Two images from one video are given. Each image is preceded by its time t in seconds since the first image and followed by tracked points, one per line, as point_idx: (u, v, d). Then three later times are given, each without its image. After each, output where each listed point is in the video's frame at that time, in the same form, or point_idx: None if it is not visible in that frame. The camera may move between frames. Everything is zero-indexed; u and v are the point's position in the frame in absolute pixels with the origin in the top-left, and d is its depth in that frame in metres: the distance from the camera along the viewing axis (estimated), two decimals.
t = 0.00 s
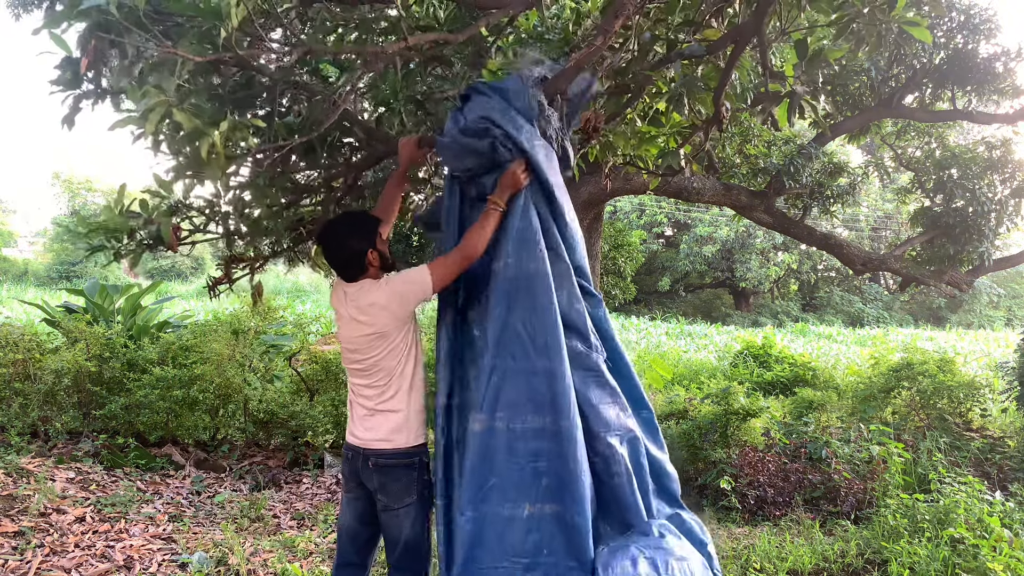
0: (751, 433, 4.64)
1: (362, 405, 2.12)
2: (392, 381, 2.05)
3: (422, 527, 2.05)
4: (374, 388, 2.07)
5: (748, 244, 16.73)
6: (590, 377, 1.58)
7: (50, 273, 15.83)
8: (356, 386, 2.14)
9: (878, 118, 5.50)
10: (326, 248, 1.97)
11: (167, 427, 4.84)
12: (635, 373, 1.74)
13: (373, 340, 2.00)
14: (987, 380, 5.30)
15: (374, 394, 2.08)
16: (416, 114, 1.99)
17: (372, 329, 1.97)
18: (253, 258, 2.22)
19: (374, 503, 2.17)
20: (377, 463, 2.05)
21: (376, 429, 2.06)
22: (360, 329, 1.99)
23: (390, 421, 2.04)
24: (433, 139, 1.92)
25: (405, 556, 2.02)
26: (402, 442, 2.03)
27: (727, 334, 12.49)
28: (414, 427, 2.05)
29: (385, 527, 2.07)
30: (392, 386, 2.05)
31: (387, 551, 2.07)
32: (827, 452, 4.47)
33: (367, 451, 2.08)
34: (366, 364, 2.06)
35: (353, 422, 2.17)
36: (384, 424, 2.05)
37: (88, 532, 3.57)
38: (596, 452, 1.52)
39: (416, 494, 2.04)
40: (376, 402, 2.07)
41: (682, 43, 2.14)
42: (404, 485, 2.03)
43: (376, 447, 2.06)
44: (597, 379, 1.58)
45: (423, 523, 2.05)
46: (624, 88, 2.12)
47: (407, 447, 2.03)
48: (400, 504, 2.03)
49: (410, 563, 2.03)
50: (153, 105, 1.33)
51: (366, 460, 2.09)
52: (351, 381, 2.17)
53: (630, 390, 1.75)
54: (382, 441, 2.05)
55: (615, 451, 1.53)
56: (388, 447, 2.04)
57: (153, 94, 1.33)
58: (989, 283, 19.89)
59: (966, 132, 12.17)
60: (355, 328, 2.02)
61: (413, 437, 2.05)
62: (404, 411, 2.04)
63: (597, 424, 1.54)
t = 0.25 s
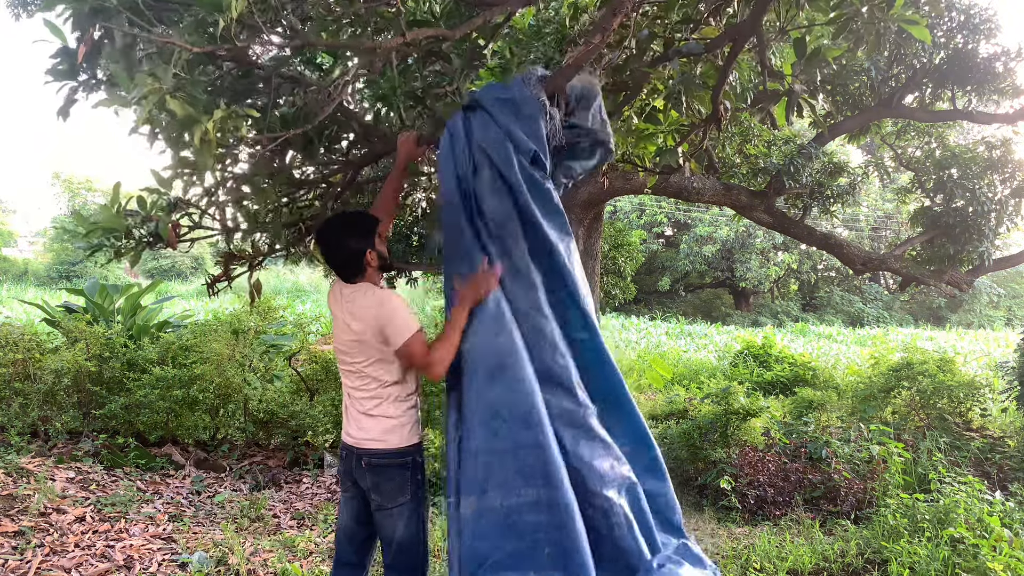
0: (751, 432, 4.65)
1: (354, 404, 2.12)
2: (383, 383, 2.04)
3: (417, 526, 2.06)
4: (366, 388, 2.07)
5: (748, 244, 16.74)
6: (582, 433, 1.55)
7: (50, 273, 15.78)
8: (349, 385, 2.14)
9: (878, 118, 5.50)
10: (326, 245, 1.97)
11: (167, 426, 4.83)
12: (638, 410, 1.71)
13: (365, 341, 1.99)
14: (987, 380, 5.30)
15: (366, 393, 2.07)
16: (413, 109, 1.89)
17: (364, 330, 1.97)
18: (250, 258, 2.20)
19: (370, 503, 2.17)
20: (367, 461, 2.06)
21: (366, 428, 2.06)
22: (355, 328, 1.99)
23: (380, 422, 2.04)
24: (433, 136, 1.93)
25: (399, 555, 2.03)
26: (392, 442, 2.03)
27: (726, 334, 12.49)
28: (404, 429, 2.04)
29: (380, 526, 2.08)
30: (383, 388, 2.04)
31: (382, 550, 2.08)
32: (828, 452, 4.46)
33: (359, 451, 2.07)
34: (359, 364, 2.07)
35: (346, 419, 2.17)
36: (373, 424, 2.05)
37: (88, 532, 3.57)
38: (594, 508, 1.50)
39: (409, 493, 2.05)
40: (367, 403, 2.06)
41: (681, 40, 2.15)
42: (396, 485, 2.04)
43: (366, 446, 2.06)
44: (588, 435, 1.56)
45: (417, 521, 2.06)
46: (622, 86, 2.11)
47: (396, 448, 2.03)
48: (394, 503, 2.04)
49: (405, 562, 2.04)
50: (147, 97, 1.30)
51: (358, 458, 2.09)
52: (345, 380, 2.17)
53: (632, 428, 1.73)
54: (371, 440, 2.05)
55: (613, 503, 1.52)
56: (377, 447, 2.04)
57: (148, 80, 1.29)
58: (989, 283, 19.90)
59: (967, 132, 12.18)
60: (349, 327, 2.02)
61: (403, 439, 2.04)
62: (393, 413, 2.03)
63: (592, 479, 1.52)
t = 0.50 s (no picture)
0: (751, 432, 4.65)
1: (346, 406, 2.09)
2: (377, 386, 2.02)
3: (413, 526, 2.06)
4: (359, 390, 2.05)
5: (748, 244, 16.74)
6: (558, 442, 1.63)
7: (50, 273, 15.75)
8: (341, 387, 2.11)
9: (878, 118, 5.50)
10: (329, 246, 1.96)
11: (167, 427, 4.83)
12: (629, 415, 1.75)
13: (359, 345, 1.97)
14: (987, 380, 5.30)
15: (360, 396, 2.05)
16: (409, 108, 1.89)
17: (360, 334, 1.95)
18: (248, 257, 2.19)
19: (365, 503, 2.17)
20: (363, 462, 2.03)
21: (360, 430, 2.04)
22: (351, 331, 1.97)
23: (375, 424, 2.01)
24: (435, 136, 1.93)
25: (395, 556, 2.04)
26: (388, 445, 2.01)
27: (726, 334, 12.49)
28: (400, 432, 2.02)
29: (375, 527, 2.08)
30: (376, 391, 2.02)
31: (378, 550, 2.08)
32: (828, 452, 4.45)
33: (353, 453, 2.06)
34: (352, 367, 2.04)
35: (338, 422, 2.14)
36: (368, 426, 2.02)
37: (88, 532, 3.57)
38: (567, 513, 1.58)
39: (403, 495, 2.05)
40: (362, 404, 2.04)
41: (681, 40, 2.15)
42: (391, 486, 2.03)
43: (362, 448, 2.03)
44: (565, 443, 1.63)
45: (413, 521, 2.07)
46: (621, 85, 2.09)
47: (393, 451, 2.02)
48: (390, 504, 2.04)
49: (401, 562, 2.04)
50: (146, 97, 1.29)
51: (353, 460, 2.06)
52: (337, 382, 2.14)
53: (624, 432, 1.77)
54: (367, 443, 2.02)
55: (585, 510, 1.58)
56: (373, 449, 2.02)
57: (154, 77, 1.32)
58: (989, 284, 19.89)
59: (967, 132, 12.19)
60: (345, 329, 2.00)
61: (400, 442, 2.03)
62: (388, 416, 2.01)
63: (566, 488, 1.59)
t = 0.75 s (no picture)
0: (751, 432, 4.65)
1: (342, 406, 2.09)
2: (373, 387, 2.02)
3: (411, 526, 2.06)
4: (355, 391, 2.04)
5: (748, 244, 16.74)
6: (556, 440, 1.69)
7: (50, 273, 15.73)
8: (337, 387, 2.11)
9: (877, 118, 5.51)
10: (329, 247, 1.94)
11: (167, 427, 4.83)
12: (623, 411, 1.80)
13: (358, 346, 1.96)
14: (987, 380, 5.30)
15: (356, 396, 2.04)
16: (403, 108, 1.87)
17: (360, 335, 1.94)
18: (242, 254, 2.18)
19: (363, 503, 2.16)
20: (359, 462, 2.04)
21: (357, 431, 2.04)
22: (349, 333, 1.96)
23: (372, 425, 2.02)
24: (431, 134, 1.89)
25: (395, 555, 2.04)
26: (383, 445, 2.02)
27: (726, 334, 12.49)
28: (396, 432, 2.03)
29: (373, 526, 2.07)
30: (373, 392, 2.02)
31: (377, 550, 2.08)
32: (828, 452, 4.45)
33: (350, 453, 2.06)
34: (349, 368, 2.03)
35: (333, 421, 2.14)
36: (364, 427, 2.03)
37: (88, 532, 3.57)
38: (565, 511, 1.66)
39: (401, 494, 2.04)
40: (358, 405, 2.04)
41: (678, 38, 2.13)
42: (388, 486, 2.03)
43: (358, 448, 2.04)
44: (563, 442, 1.69)
45: (411, 520, 2.06)
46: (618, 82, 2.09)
47: (389, 451, 2.02)
48: (388, 504, 2.04)
49: (400, 561, 2.04)
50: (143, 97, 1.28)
51: (350, 460, 2.07)
52: (332, 381, 2.13)
53: (618, 428, 1.82)
54: (363, 443, 2.03)
55: (582, 509, 1.66)
56: (369, 450, 2.02)
57: (155, 87, 1.34)
58: (990, 284, 19.88)
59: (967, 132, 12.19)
60: (343, 330, 1.99)
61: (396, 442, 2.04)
62: (385, 417, 2.02)
63: (563, 485, 1.66)
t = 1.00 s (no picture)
0: (751, 432, 4.65)
1: (341, 405, 2.09)
2: (374, 386, 2.02)
3: (411, 526, 2.06)
4: (355, 390, 2.04)
5: (748, 244, 16.74)
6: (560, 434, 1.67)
7: (50, 272, 15.71)
8: (336, 386, 2.10)
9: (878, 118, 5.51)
10: (326, 247, 1.94)
11: (167, 427, 4.83)
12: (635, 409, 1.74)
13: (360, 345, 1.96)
14: (987, 380, 5.30)
15: (355, 395, 2.04)
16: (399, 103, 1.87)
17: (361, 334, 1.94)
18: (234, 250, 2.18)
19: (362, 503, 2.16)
20: (358, 462, 2.04)
21: (356, 430, 2.04)
22: (350, 332, 1.96)
23: (372, 424, 2.02)
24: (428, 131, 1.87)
25: (395, 555, 2.03)
26: (383, 445, 2.03)
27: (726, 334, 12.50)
28: (396, 431, 2.04)
29: (373, 527, 2.07)
30: (374, 391, 2.02)
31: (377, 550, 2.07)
32: (828, 452, 4.45)
33: (349, 454, 2.06)
34: (349, 367, 2.03)
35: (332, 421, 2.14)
36: (364, 426, 2.03)
37: (88, 532, 3.57)
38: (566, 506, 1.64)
39: (400, 494, 2.04)
40: (358, 405, 2.04)
41: (675, 36, 2.12)
42: (388, 486, 2.03)
43: (358, 448, 2.04)
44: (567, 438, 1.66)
45: (411, 521, 2.06)
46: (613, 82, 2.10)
47: (388, 451, 2.03)
48: (387, 504, 2.03)
49: (400, 561, 2.04)
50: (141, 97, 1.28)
51: (349, 460, 2.07)
52: (331, 381, 2.13)
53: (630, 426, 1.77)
54: (363, 443, 2.03)
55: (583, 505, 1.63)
56: (369, 449, 2.03)
57: (148, 90, 1.28)
58: (990, 284, 19.88)
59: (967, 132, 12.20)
60: (344, 330, 1.98)
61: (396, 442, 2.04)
62: (385, 416, 2.03)
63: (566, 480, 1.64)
